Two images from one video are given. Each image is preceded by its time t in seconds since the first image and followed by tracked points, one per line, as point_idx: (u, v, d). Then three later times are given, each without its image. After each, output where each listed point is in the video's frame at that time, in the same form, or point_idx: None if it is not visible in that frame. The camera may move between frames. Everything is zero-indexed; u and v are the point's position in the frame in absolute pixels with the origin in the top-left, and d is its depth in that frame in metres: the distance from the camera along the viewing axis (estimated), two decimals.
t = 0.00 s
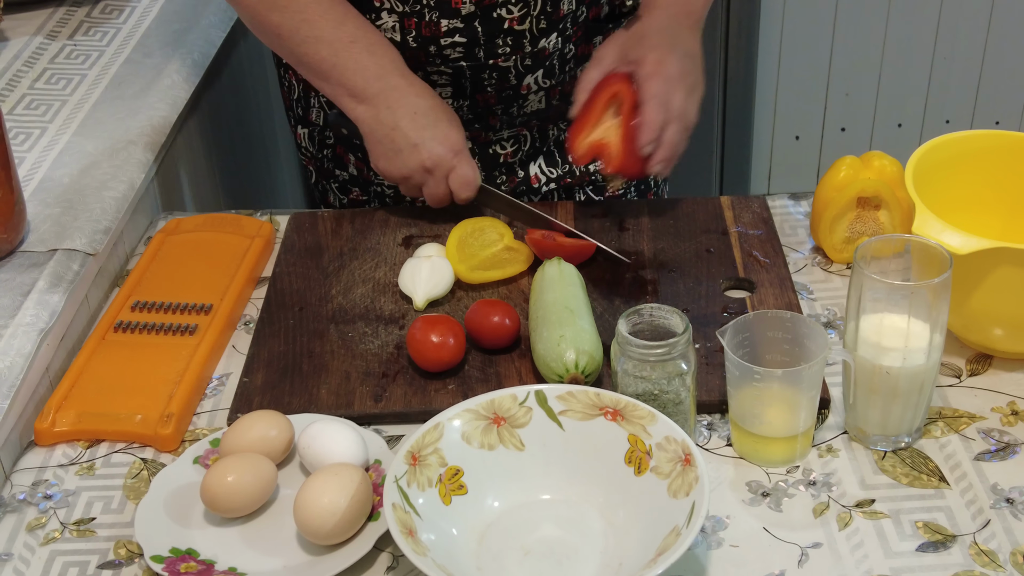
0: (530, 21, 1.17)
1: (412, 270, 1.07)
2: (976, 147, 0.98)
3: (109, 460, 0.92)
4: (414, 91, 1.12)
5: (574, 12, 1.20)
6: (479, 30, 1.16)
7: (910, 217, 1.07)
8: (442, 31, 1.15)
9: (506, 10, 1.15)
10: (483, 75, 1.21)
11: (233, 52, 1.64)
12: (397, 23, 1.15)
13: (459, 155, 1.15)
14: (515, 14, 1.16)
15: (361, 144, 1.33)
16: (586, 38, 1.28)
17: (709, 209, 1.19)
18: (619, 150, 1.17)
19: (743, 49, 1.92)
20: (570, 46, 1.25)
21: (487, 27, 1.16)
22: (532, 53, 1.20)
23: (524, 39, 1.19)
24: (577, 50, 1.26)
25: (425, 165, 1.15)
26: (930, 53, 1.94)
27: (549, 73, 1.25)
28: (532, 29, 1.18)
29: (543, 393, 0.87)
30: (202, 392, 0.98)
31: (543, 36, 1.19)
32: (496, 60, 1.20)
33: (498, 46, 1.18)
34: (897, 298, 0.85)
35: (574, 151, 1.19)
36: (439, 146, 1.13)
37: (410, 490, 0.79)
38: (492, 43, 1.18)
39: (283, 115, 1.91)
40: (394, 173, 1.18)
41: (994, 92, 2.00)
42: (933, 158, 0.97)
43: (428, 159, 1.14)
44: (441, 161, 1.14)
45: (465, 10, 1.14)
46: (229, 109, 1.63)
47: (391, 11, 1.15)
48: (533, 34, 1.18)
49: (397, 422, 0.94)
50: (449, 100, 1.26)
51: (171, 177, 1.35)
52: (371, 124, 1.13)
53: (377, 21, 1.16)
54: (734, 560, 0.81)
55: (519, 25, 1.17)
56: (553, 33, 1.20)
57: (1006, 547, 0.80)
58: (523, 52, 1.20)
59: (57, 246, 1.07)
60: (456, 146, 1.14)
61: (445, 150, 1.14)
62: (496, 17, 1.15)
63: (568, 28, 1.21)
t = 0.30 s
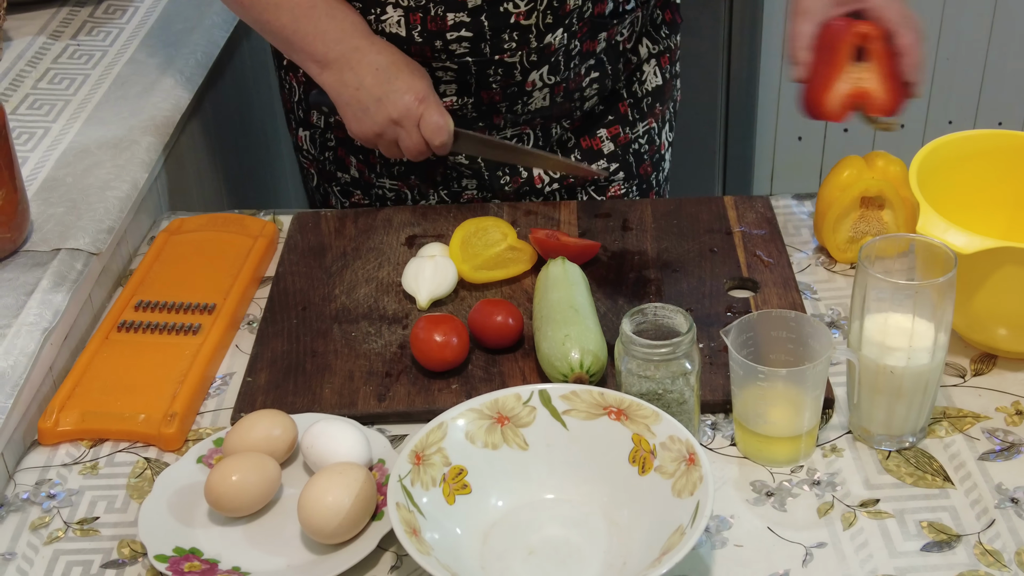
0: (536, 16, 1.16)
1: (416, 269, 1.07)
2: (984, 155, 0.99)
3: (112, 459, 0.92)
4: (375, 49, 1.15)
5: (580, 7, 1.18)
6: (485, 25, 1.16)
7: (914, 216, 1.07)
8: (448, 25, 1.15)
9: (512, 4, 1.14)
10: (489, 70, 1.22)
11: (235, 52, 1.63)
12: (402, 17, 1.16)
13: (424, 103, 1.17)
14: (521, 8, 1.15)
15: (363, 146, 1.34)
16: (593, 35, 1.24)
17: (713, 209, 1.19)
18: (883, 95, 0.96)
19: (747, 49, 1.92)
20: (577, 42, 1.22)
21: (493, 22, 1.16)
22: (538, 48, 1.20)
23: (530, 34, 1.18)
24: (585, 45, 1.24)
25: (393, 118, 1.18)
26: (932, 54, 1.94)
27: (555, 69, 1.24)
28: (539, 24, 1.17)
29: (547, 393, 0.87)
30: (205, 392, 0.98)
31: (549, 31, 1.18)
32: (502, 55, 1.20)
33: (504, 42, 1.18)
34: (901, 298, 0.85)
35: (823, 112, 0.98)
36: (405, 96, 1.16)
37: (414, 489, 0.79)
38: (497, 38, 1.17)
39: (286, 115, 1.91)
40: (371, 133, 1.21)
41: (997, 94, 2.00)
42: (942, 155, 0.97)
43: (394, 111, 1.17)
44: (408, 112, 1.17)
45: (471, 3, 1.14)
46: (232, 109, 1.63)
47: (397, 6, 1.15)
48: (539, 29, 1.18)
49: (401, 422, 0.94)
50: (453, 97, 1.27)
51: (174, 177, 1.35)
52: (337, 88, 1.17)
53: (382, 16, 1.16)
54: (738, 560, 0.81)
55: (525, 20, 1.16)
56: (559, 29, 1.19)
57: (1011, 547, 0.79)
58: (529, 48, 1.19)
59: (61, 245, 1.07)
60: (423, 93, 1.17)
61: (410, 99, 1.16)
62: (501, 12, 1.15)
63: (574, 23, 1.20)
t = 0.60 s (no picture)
0: (544, 20, 1.16)
1: (418, 272, 1.07)
2: (1000, 151, 0.98)
3: (115, 461, 0.92)
4: (367, 43, 1.12)
5: (587, 12, 1.18)
6: (493, 29, 1.15)
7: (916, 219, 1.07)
8: (456, 30, 1.15)
9: (521, 9, 1.14)
10: (496, 75, 1.22)
11: (238, 55, 1.63)
12: (410, 23, 1.15)
13: (417, 96, 1.14)
14: (529, 13, 1.14)
15: (366, 148, 1.34)
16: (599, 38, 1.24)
17: (715, 211, 1.19)
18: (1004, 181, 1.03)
19: (749, 51, 1.92)
20: (583, 46, 1.23)
21: (501, 26, 1.15)
22: (544, 52, 1.20)
23: (537, 38, 1.18)
24: (591, 49, 1.24)
25: (385, 112, 1.14)
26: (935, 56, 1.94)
27: (560, 73, 1.24)
28: (546, 28, 1.17)
29: (549, 396, 0.87)
30: (207, 394, 0.98)
31: (556, 36, 1.18)
32: (509, 59, 1.19)
33: (511, 46, 1.18)
34: (903, 300, 0.85)
35: None
36: (397, 90, 1.13)
37: (417, 492, 0.79)
38: (505, 43, 1.17)
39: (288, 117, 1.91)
40: (361, 128, 1.17)
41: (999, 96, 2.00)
42: (950, 155, 0.98)
43: (386, 104, 1.14)
44: (400, 105, 1.14)
45: (480, 8, 1.13)
46: (234, 111, 1.63)
47: (404, 11, 1.15)
48: (547, 33, 1.17)
49: (402, 425, 0.94)
50: (459, 101, 1.26)
51: (176, 179, 1.35)
52: (328, 83, 1.14)
53: (389, 21, 1.16)
54: (740, 563, 0.81)
55: (533, 24, 1.16)
56: (566, 33, 1.18)
57: (1014, 550, 0.79)
58: (536, 52, 1.19)
59: (64, 247, 1.07)
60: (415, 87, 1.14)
61: (402, 93, 1.13)
62: (510, 16, 1.14)
63: (581, 28, 1.20)
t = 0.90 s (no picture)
0: (544, 26, 1.16)
1: (420, 272, 1.07)
2: (1000, 151, 0.98)
3: (116, 462, 0.92)
4: (353, 45, 1.14)
5: (587, 19, 1.18)
6: (492, 34, 1.15)
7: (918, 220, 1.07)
8: (454, 35, 1.15)
9: (520, 15, 1.14)
10: (496, 80, 1.21)
11: (240, 55, 1.64)
12: (409, 26, 1.15)
13: (398, 102, 1.14)
14: (528, 19, 1.15)
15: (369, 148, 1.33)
16: (601, 44, 1.24)
17: (718, 212, 1.19)
18: None
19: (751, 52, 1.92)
20: (585, 52, 1.23)
21: (499, 31, 1.15)
22: (544, 58, 1.20)
23: (537, 44, 1.18)
24: (592, 55, 1.24)
25: (366, 116, 1.15)
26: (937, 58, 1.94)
27: (562, 79, 1.24)
28: (546, 34, 1.17)
29: (551, 397, 0.86)
30: (209, 395, 0.98)
31: (556, 41, 1.18)
32: (509, 65, 1.19)
33: (511, 52, 1.18)
34: (906, 301, 0.85)
35: None
36: (378, 95, 1.13)
37: (418, 493, 0.79)
38: (504, 48, 1.17)
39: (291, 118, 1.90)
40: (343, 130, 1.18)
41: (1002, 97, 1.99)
42: (950, 157, 0.97)
43: (367, 108, 1.14)
44: (380, 110, 1.14)
45: (478, 13, 1.13)
46: (237, 111, 1.63)
47: (403, 15, 1.15)
48: (547, 39, 1.17)
49: (404, 426, 0.94)
50: (459, 104, 1.26)
51: (178, 179, 1.35)
52: (314, 84, 1.15)
53: (388, 25, 1.16)
54: (742, 564, 0.81)
55: (532, 30, 1.16)
56: (566, 39, 1.18)
57: (1016, 552, 0.79)
58: (536, 58, 1.19)
59: (65, 248, 1.07)
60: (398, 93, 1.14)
61: (383, 98, 1.13)
62: (509, 22, 1.14)
63: (581, 34, 1.20)
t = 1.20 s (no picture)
0: (542, 28, 1.15)
1: (421, 272, 1.07)
2: (1001, 153, 0.98)
3: (117, 462, 0.92)
4: (338, 38, 1.17)
5: (586, 20, 1.18)
6: (489, 36, 1.15)
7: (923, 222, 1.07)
8: (451, 35, 1.15)
9: (518, 16, 1.14)
10: (493, 81, 1.21)
11: (241, 54, 1.64)
12: (406, 26, 1.15)
13: (376, 96, 1.16)
14: (526, 20, 1.14)
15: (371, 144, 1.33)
16: (601, 46, 1.24)
17: (719, 212, 1.19)
18: None
19: (754, 51, 1.91)
20: (584, 54, 1.22)
21: (497, 33, 1.15)
22: (543, 60, 1.19)
23: (535, 46, 1.17)
24: (591, 57, 1.24)
25: (344, 108, 1.18)
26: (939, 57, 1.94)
27: (560, 80, 1.23)
28: (544, 36, 1.16)
29: (552, 397, 0.86)
30: (210, 394, 0.98)
31: (554, 43, 1.17)
32: (506, 66, 1.19)
33: (509, 53, 1.18)
34: (908, 302, 0.85)
35: None
36: (357, 88, 1.16)
37: (419, 493, 0.79)
38: (502, 49, 1.17)
39: (293, 117, 1.90)
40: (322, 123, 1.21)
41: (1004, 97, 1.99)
42: (951, 157, 0.97)
43: (346, 100, 1.17)
44: (359, 103, 1.16)
45: (475, 14, 1.13)
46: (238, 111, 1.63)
47: (400, 14, 1.15)
48: (545, 41, 1.17)
49: (405, 425, 0.94)
50: (458, 105, 1.25)
51: (179, 178, 1.35)
52: (297, 74, 1.18)
53: (386, 23, 1.16)
54: (744, 564, 0.80)
55: (530, 32, 1.15)
56: (564, 41, 1.18)
57: (1018, 552, 0.79)
58: (534, 59, 1.19)
59: (67, 247, 1.07)
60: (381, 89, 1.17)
61: (362, 91, 1.16)
62: (506, 23, 1.14)
63: (580, 36, 1.19)
